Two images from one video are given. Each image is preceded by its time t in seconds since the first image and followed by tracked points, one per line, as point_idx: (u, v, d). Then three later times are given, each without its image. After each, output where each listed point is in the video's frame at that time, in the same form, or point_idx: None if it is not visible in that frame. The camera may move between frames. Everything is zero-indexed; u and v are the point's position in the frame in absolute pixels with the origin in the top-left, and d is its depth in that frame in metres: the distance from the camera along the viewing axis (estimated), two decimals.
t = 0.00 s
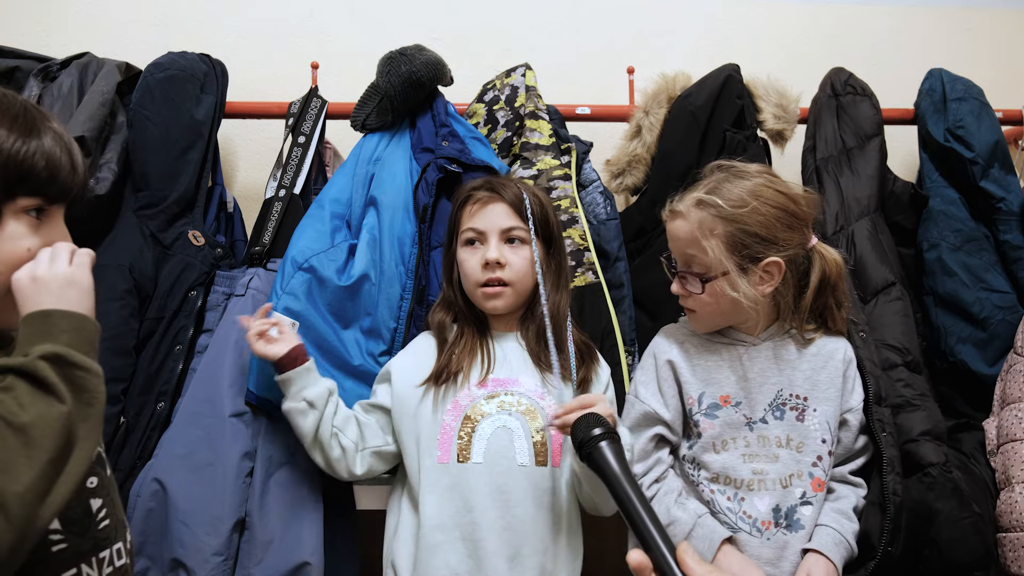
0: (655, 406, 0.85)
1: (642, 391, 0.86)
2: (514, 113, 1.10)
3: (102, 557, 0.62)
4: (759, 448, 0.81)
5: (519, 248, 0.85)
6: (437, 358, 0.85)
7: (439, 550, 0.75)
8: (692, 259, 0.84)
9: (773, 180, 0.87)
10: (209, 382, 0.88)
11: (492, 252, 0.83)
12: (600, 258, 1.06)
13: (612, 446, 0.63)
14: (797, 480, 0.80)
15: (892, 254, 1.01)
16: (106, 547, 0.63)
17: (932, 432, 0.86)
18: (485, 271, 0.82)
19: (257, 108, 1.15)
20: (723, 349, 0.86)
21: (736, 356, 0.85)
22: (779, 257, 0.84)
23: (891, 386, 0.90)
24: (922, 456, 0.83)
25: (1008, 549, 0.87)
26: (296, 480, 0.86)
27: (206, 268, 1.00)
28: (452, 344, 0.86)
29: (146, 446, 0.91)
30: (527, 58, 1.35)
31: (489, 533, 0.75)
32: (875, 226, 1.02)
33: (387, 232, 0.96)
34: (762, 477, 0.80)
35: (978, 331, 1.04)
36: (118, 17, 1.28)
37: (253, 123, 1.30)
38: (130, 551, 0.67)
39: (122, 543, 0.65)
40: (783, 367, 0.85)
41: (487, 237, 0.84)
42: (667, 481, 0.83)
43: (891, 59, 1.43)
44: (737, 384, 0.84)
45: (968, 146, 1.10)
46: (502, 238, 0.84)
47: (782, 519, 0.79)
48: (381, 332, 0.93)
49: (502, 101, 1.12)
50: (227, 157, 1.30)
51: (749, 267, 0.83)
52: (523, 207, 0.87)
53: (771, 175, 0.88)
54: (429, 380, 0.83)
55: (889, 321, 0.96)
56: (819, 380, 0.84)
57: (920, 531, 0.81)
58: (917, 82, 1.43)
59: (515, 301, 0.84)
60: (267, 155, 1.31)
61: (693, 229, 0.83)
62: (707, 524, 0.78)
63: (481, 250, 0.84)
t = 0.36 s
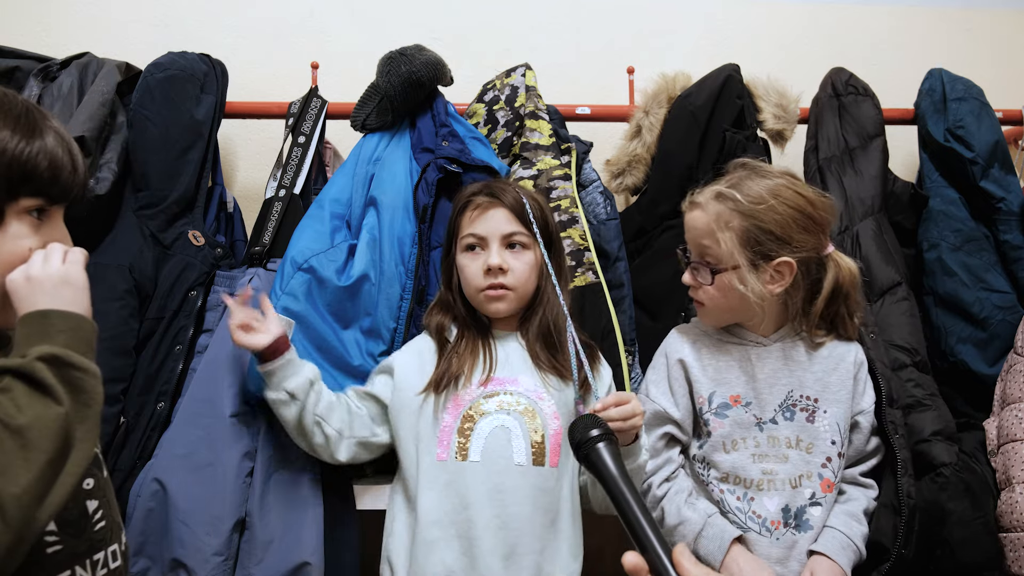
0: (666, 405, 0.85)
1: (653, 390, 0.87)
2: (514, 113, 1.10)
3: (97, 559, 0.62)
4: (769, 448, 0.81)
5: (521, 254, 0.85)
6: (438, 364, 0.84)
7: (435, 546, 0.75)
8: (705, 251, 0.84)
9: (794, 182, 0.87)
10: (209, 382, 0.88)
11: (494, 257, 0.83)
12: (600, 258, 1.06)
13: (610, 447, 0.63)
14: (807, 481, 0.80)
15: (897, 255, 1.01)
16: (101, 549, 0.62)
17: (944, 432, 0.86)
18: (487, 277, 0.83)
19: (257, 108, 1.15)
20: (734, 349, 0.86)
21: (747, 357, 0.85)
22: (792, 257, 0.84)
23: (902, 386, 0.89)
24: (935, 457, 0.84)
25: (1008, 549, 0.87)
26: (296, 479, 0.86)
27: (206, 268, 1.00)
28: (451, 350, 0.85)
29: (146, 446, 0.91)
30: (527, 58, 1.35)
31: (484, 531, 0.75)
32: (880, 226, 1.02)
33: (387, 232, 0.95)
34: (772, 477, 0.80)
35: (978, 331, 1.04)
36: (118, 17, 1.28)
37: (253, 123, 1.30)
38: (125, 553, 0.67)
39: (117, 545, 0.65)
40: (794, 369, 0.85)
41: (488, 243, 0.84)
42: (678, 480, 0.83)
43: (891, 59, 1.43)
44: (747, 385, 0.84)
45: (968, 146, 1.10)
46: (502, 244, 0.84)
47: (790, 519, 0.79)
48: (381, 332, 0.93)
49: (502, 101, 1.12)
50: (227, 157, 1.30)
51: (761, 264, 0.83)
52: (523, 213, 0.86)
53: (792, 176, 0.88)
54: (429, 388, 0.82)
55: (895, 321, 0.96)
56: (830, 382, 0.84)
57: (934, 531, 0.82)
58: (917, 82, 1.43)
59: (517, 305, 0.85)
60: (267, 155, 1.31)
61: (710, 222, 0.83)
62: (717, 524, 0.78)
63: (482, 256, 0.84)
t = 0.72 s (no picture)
0: (665, 403, 0.85)
1: (652, 387, 0.86)
2: (514, 113, 1.10)
3: (97, 559, 0.62)
4: (765, 448, 0.81)
5: (515, 251, 0.84)
6: (434, 359, 0.83)
7: (434, 551, 0.76)
8: (712, 243, 0.84)
9: (808, 185, 0.87)
10: (208, 382, 0.88)
11: (488, 253, 0.82)
12: (600, 258, 1.06)
13: (603, 448, 0.61)
14: (804, 482, 0.80)
15: (897, 255, 1.02)
16: (101, 549, 0.63)
17: (943, 431, 0.86)
18: (480, 273, 0.82)
19: (257, 108, 1.15)
20: (732, 349, 0.86)
21: (746, 357, 0.85)
22: (796, 257, 0.84)
23: (901, 386, 0.89)
24: (935, 456, 0.84)
25: (1008, 549, 0.86)
26: (295, 480, 0.85)
27: (206, 268, 1.00)
28: (444, 347, 0.84)
29: (146, 446, 0.91)
30: (527, 58, 1.35)
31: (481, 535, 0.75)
32: (879, 226, 1.03)
33: (387, 232, 0.96)
34: (767, 477, 0.80)
35: (978, 331, 1.04)
36: (119, 17, 1.28)
37: (253, 123, 1.30)
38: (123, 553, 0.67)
39: (116, 545, 0.66)
40: (791, 370, 0.84)
41: (482, 239, 0.83)
42: (678, 480, 0.82)
43: (891, 59, 1.43)
44: (744, 385, 0.84)
45: (968, 146, 1.10)
46: (497, 241, 0.83)
47: (787, 519, 0.78)
48: (380, 332, 0.93)
49: (502, 101, 1.12)
50: (228, 157, 1.30)
51: (767, 260, 0.83)
52: (518, 210, 0.86)
53: (808, 180, 0.89)
54: (426, 384, 0.81)
55: (895, 321, 0.96)
56: (828, 384, 0.84)
57: (934, 531, 0.82)
58: (917, 82, 1.43)
59: (511, 302, 0.84)
60: (267, 155, 1.31)
61: (723, 212, 0.84)
62: (713, 524, 0.77)
63: (476, 252, 0.83)
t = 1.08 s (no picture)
0: (657, 405, 0.85)
1: (645, 389, 0.86)
2: (514, 113, 1.10)
3: (112, 555, 0.62)
4: (758, 449, 0.80)
5: (511, 249, 0.84)
6: (432, 361, 0.82)
7: (439, 557, 0.75)
8: (704, 237, 0.84)
9: (804, 187, 0.87)
10: (208, 382, 0.88)
11: (484, 252, 0.82)
12: (600, 258, 1.06)
13: (597, 453, 0.62)
14: (798, 482, 0.78)
15: (896, 255, 1.02)
16: (116, 545, 0.63)
17: (942, 431, 0.86)
18: (476, 272, 0.82)
19: (257, 108, 1.15)
20: (725, 349, 0.85)
21: (738, 356, 0.84)
22: (787, 258, 0.83)
23: (899, 386, 0.90)
24: (933, 456, 0.84)
25: (1008, 549, 0.87)
26: (295, 480, 0.85)
27: (206, 268, 1.00)
28: (440, 349, 0.83)
29: (146, 445, 0.91)
30: (527, 58, 1.35)
31: (491, 540, 0.75)
32: (878, 226, 1.03)
33: (387, 232, 0.95)
34: (760, 478, 0.79)
35: (978, 331, 1.04)
36: (118, 17, 1.28)
37: (253, 123, 1.30)
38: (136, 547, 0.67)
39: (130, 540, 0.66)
40: (783, 370, 0.83)
41: (478, 237, 0.83)
42: (666, 486, 0.82)
43: (891, 58, 1.43)
44: (737, 386, 0.83)
45: (968, 146, 1.10)
46: (493, 239, 0.83)
47: (781, 520, 0.77)
48: (380, 332, 0.92)
49: (502, 101, 1.12)
50: (228, 157, 1.30)
51: (758, 259, 0.82)
52: (514, 209, 0.86)
53: (803, 182, 0.88)
54: (427, 392, 0.80)
55: (893, 321, 0.96)
56: (821, 384, 0.82)
57: (933, 531, 0.83)
58: (917, 82, 1.43)
59: (507, 301, 0.83)
60: (267, 155, 1.31)
61: (718, 209, 0.83)
62: (703, 530, 0.77)
63: (472, 250, 0.83)
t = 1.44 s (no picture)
0: (648, 406, 0.84)
1: (637, 391, 0.86)
2: (514, 113, 1.10)
3: (107, 564, 0.62)
4: (751, 449, 0.79)
5: (514, 249, 0.84)
6: (432, 363, 0.82)
7: (440, 559, 0.75)
8: (705, 233, 0.82)
9: (795, 183, 0.87)
10: (208, 381, 0.88)
11: (487, 251, 0.82)
12: (600, 258, 1.06)
13: (594, 453, 0.61)
14: (792, 482, 0.78)
15: (893, 254, 1.02)
16: (111, 554, 0.63)
17: (937, 431, 0.87)
18: (478, 271, 0.81)
19: (257, 108, 1.15)
20: (716, 349, 0.84)
21: (731, 356, 0.83)
22: (787, 253, 0.83)
23: (894, 386, 0.90)
24: (927, 456, 0.85)
25: (1008, 549, 0.87)
26: (295, 480, 0.85)
27: (206, 268, 1.00)
28: (442, 349, 0.83)
29: (146, 445, 0.91)
30: (527, 59, 1.35)
31: (492, 541, 0.75)
32: (876, 225, 1.03)
33: (387, 232, 0.95)
34: (753, 479, 0.78)
35: (978, 331, 1.04)
36: (118, 17, 1.28)
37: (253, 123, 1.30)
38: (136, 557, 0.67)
39: (127, 550, 0.65)
40: (777, 369, 0.82)
41: (481, 236, 0.83)
42: (661, 487, 0.81)
43: (891, 59, 1.43)
44: (729, 386, 0.82)
45: (968, 146, 1.10)
46: (495, 238, 0.83)
47: (775, 521, 0.77)
48: (380, 332, 0.92)
49: (502, 101, 1.12)
50: (228, 157, 1.30)
51: (760, 254, 0.81)
52: (516, 208, 0.86)
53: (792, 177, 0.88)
54: (426, 393, 0.80)
55: (891, 321, 0.96)
56: (814, 382, 0.81)
57: (926, 531, 0.83)
58: (917, 82, 1.43)
59: (511, 299, 0.83)
60: (267, 155, 1.31)
61: (720, 204, 0.82)
62: (700, 530, 0.76)
63: (475, 249, 0.83)
